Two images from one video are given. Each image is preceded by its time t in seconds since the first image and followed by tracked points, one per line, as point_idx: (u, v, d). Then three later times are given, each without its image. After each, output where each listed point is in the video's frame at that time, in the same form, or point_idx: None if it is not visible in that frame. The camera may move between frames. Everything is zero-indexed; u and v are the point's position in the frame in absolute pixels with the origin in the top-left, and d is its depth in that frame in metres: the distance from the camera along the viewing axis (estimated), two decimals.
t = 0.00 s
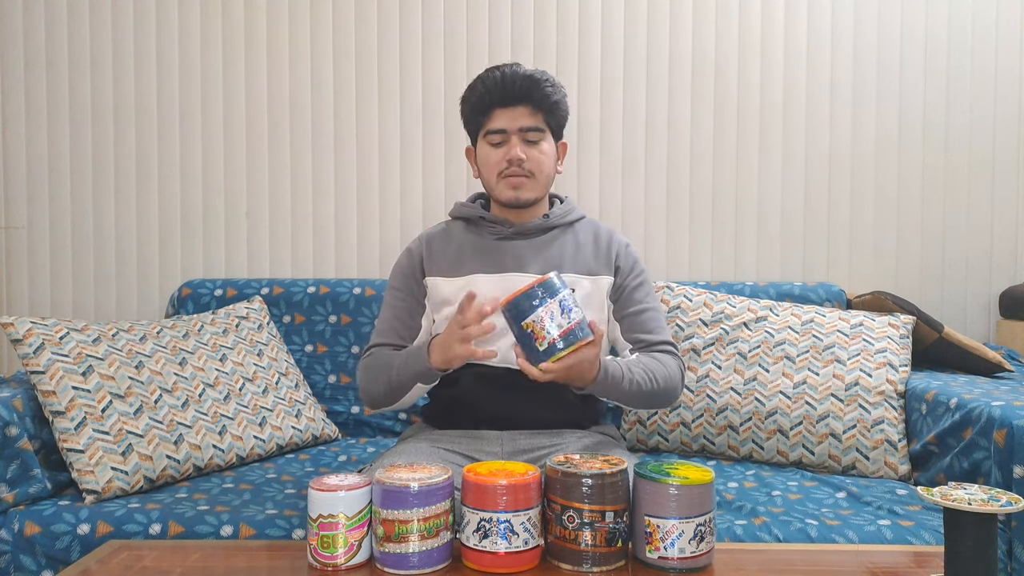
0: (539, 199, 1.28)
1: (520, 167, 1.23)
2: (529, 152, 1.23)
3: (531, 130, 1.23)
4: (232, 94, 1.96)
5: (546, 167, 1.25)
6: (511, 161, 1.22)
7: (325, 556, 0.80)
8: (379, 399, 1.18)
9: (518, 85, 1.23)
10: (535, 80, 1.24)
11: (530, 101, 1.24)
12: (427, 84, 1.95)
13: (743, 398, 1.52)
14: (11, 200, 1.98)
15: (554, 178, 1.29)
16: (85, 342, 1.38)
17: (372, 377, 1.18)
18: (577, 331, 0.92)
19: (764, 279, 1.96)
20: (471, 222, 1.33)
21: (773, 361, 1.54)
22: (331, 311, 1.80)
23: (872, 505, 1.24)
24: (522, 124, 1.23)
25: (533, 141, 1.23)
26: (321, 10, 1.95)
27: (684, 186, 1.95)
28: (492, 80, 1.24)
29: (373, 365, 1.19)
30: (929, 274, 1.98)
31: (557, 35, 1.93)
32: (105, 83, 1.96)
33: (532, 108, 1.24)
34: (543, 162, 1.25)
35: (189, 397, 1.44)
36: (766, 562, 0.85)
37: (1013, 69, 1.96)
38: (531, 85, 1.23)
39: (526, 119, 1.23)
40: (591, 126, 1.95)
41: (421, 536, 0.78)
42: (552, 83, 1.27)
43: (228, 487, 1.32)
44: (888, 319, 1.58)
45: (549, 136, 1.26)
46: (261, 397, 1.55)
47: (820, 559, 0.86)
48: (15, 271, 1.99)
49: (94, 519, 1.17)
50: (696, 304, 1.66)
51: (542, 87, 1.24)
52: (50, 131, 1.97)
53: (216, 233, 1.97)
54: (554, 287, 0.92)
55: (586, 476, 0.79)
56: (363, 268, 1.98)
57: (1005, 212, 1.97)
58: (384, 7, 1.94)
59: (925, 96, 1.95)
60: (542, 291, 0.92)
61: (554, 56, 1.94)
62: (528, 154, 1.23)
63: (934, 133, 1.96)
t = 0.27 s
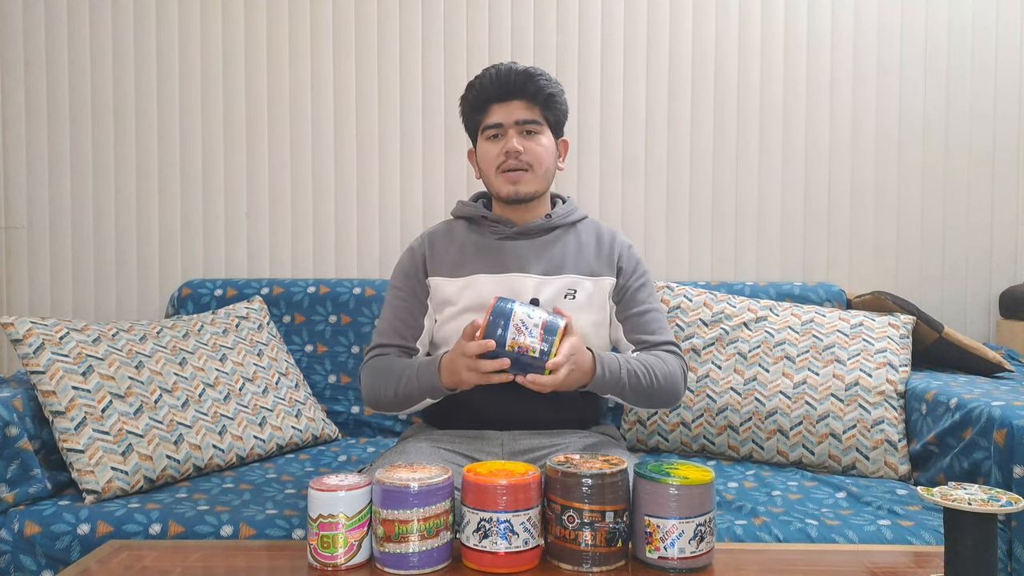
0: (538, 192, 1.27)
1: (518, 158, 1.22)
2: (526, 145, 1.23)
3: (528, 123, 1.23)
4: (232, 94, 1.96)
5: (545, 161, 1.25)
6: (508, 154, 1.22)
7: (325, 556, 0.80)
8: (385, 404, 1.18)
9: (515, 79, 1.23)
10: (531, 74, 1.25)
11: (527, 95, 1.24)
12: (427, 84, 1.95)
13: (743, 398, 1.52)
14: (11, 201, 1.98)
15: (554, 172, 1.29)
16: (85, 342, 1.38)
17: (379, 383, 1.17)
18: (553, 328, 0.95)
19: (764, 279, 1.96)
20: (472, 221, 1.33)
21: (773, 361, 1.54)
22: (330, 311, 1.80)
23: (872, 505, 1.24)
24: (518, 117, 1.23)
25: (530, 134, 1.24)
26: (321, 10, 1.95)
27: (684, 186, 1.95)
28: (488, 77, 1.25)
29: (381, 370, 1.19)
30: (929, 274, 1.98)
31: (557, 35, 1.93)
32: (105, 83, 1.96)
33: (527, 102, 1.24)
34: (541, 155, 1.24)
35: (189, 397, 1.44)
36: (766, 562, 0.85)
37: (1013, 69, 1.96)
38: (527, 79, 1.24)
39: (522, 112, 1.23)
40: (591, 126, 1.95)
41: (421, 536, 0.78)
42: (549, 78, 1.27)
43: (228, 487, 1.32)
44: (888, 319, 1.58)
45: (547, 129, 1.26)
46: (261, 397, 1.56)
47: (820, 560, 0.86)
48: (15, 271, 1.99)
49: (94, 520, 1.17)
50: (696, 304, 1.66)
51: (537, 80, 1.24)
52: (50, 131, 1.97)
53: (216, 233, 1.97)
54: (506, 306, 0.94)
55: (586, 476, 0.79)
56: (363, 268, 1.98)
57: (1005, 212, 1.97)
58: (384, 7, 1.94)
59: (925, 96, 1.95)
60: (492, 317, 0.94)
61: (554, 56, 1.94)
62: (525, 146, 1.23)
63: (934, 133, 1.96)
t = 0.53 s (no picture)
0: (539, 197, 1.28)
1: (517, 167, 1.23)
2: (526, 153, 1.23)
3: (529, 131, 1.23)
4: (232, 94, 1.96)
5: (545, 167, 1.25)
6: (508, 161, 1.22)
7: (325, 556, 0.80)
8: (388, 408, 1.18)
9: (516, 83, 1.23)
10: (534, 79, 1.23)
11: (529, 101, 1.23)
12: (427, 85, 1.95)
13: (743, 398, 1.52)
14: (11, 201, 1.98)
15: (554, 177, 1.30)
16: (85, 342, 1.38)
17: (383, 386, 1.18)
18: (508, 289, 0.90)
19: (764, 279, 1.96)
20: (473, 221, 1.33)
21: (773, 361, 1.54)
22: (330, 311, 1.80)
23: (872, 505, 1.24)
24: (520, 124, 1.22)
25: (531, 141, 1.23)
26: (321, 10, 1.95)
27: (684, 187, 1.95)
28: (489, 80, 1.24)
29: (385, 372, 1.19)
30: (929, 274, 1.98)
31: (557, 35, 1.93)
32: (105, 83, 1.96)
33: (529, 107, 1.23)
34: (541, 162, 1.24)
35: (189, 397, 1.44)
36: (766, 562, 0.85)
37: (1013, 69, 1.96)
38: (529, 83, 1.23)
39: (524, 118, 1.23)
40: (591, 126, 1.95)
41: (421, 536, 0.78)
42: (551, 81, 1.26)
43: (228, 487, 1.32)
44: (888, 319, 1.58)
45: (549, 135, 1.26)
46: (261, 397, 1.55)
47: (820, 559, 0.86)
48: (15, 271, 1.99)
49: (94, 519, 1.17)
50: (696, 304, 1.66)
51: (540, 86, 1.23)
52: (51, 131, 1.97)
53: (216, 233, 1.97)
54: (461, 316, 0.86)
55: (586, 477, 0.79)
56: (363, 268, 1.98)
57: (1005, 212, 1.97)
58: (384, 7, 1.95)
59: (925, 96, 1.95)
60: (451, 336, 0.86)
61: (554, 56, 1.94)
62: (525, 153, 1.23)
63: (934, 133, 1.96)
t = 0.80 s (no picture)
0: (535, 199, 1.28)
1: (511, 171, 1.23)
2: (520, 157, 1.23)
3: (526, 134, 1.22)
4: (232, 94, 1.96)
5: (540, 172, 1.25)
6: (503, 165, 1.23)
7: (324, 556, 0.80)
8: (387, 409, 1.18)
9: (512, 86, 1.22)
10: (531, 82, 1.23)
11: (526, 104, 1.23)
12: (427, 85, 1.95)
13: (743, 398, 1.52)
14: (11, 201, 1.98)
15: (551, 179, 1.30)
16: (85, 342, 1.38)
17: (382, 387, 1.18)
18: (480, 285, 0.89)
19: (764, 279, 1.96)
20: (472, 222, 1.34)
21: (773, 361, 1.54)
22: (330, 311, 1.80)
23: (872, 505, 1.24)
24: (517, 127, 1.22)
25: (527, 145, 1.23)
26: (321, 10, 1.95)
27: (684, 187, 1.95)
28: (486, 82, 1.24)
29: (384, 373, 1.19)
30: (929, 275, 1.98)
31: (557, 36, 1.93)
32: (105, 83, 1.96)
33: (526, 111, 1.23)
34: (536, 167, 1.24)
35: (189, 397, 1.44)
36: (766, 562, 0.85)
37: (1014, 69, 1.96)
38: (527, 86, 1.22)
39: (520, 122, 1.22)
40: (592, 126, 1.95)
41: (421, 536, 0.78)
42: (549, 83, 1.26)
43: (228, 487, 1.32)
44: (888, 319, 1.58)
45: (547, 138, 1.25)
46: (261, 397, 1.55)
47: (820, 560, 0.86)
48: (15, 271, 1.99)
49: (94, 519, 1.17)
50: (696, 304, 1.66)
51: (538, 89, 1.23)
52: (51, 132, 1.97)
53: (216, 233, 1.97)
54: (445, 328, 0.86)
55: (586, 477, 0.79)
56: (363, 268, 1.98)
57: (1005, 212, 1.97)
58: (384, 7, 1.95)
59: (925, 96, 1.95)
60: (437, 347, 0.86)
61: (554, 56, 1.94)
62: (519, 157, 1.23)
63: (934, 133, 1.96)
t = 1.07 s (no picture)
0: (533, 201, 1.28)
1: (509, 171, 1.23)
2: (518, 157, 1.23)
3: (523, 134, 1.22)
4: (232, 94, 1.96)
5: (536, 172, 1.25)
6: (501, 166, 1.22)
7: (324, 556, 0.80)
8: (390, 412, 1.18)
9: (510, 86, 1.22)
10: (528, 82, 1.23)
11: (524, 105, 1.23)
12: (426, 85, 1.95)
13: (743, 398, 1.52)
14: (11, 201, 1.98)
15: (549, 179, 1.30)
16: (85, 342, 1.38)
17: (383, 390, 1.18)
18: (482, 287, 0.89)
19: (764, 279, 1.96)
20: (470, 223, 1.33)
21: (773, 361, 1.54)
22: (330, 311, 1.80)
23: (872, 505, 1.24)
24: (513, 128, 1.22)
25: (524, 145, 1.23)
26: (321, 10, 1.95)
27: (684, 188, 1.95)
28: (483, 83, 1.24)
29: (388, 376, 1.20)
30: (929, 275, 1.98)
31: (557, 36, 1.93)
32: (106, 83, 1.96)
33: (523, 111, 1.23)
34: (534, 167, 1.24)
35: (189, 397, 1.44)
36: (766, 562, 0.85)
37: (1013, 70, 1.96)
38: (524, 87, 1.23)
39: (517, 122, 1.22)
40: (592, 126, 1.95)
41: (421, 536, 0.78)
42: (545, 83, 1.26)
43: (228, 487, 1.32)
44: (888, 319, 1.58)
45: (545, 139, 1.25)
46: (261, 397, 1.55)
47: (820, 560, 0.86)
48: (15, 271, 1.99)
49: (94, 520, 1.17)
50: (696, 304, 1.66)
51: (535, 90, 1.23)
52: (50, 132, 1.97)
53: (216, 233, 1.97)
54: (448, 332, 0.86)
55: (586, 477, 0.79)
56: (363, 268, 1.98)
57: (1005, 212, 1.97)
58: (384, 7, 1.95)
59: (925, 96, 1.95)
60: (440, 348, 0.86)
61: (554, 56, 1.94)
62: (517, 158, 1.23)
63: (934, 133, 1.96)
